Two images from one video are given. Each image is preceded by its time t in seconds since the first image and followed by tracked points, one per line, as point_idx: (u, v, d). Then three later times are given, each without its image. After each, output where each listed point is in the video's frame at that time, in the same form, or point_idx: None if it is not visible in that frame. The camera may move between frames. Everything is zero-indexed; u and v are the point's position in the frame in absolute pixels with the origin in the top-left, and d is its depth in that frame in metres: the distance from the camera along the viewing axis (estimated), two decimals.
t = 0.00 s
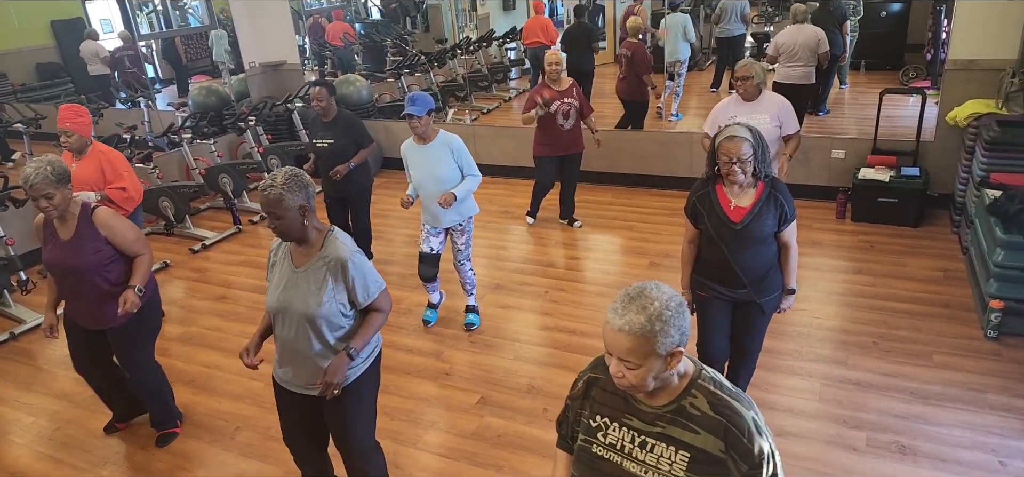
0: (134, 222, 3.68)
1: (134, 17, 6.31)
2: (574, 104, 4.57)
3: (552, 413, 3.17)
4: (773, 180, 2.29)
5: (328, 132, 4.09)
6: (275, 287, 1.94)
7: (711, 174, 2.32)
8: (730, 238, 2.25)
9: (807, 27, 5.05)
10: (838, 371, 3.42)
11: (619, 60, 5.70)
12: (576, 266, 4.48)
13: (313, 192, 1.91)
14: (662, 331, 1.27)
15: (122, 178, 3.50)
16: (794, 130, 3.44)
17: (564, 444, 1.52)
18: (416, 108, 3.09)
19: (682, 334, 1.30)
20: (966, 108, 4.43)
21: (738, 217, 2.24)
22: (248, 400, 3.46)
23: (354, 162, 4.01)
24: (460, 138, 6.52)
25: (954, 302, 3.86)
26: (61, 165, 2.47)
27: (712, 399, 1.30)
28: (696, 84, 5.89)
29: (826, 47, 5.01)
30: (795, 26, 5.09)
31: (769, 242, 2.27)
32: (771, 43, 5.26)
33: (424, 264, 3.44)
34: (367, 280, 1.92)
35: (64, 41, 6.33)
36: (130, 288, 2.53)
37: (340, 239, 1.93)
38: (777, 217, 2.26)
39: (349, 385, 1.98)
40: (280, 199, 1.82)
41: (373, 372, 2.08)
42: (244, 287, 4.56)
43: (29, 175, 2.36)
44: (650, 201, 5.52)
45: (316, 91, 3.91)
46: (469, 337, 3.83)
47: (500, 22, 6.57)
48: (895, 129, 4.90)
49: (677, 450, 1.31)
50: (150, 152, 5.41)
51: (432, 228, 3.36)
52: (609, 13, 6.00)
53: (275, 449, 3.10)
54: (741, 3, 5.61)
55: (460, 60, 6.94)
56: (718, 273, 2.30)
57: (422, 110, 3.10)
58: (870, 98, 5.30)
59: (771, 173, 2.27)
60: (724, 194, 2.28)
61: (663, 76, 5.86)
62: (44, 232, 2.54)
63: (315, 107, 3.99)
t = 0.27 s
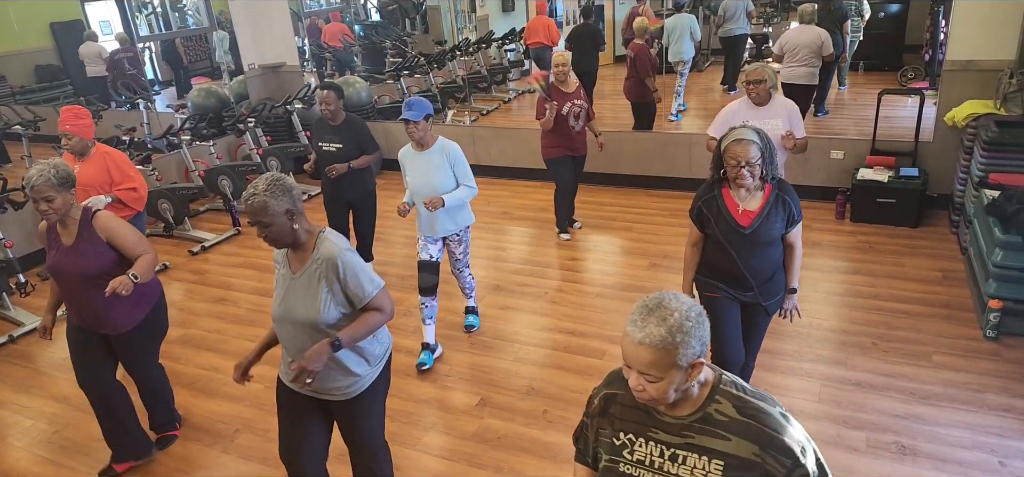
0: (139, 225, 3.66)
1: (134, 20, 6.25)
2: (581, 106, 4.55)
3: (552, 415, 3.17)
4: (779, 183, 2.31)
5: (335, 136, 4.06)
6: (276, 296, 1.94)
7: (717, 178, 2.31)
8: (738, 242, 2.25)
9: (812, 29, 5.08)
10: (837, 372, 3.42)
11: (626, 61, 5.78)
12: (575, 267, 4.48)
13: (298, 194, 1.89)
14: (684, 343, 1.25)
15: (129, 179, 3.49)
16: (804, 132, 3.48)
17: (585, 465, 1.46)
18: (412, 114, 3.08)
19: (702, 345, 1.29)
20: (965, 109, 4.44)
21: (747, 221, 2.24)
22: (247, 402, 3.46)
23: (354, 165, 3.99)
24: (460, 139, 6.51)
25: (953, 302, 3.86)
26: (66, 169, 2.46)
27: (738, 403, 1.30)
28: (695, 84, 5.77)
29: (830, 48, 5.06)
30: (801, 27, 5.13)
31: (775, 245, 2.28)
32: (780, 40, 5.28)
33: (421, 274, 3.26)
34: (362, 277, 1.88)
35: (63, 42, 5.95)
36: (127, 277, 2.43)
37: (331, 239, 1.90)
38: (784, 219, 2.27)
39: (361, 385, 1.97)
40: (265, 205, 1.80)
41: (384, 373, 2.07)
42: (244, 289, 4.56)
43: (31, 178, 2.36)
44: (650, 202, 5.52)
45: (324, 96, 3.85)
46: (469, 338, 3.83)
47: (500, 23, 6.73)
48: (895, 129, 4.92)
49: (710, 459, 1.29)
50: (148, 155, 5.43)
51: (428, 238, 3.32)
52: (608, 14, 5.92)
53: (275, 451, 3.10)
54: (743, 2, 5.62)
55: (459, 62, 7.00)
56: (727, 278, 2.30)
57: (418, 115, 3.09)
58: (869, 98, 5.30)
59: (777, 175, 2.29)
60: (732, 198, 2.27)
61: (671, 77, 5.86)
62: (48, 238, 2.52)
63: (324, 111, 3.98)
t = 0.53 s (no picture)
0: (133, 232, 3.64)
1: (134, 19, 6.24)
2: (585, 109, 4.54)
3: (551, 415, 3.17)
4: (786, 192, 2.30)
5: (336, 145, 4.03)
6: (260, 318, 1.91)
7: (722, 187, 2.30)
8: (744, 252, 2.25)
9: (815, 27, 5.02)
10: (836, 373, 3.43)
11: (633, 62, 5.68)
12: (575, 268, 4.49)
13: (265, 215, 1.81)
14: (683, 360, 1.24)
15: (128, 185, 3.48)
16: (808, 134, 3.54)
17: None
18: (408, 118, 3.09)
19: (703, 360, 1.28)
20: (964, 110, 4.44)
21: (754, 231, 2.24)
22: (246, 402, 3.46)
23: (356, 174, 4.00)
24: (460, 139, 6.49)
25: (952, 303, 3.87)
26: (66, 176, 2.41)
27: (742, 421, 1.30)
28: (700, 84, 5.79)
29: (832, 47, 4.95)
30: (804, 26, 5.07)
31: (781, 255, 2.28)
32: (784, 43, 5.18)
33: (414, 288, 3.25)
34: (331, 302, 1.79)
35: (63, 45, 6.23)
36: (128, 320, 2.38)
37: (301, 261, 1.81)
38: (790, 230, 2.27)
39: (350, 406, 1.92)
40: (226, 232, 1.74)
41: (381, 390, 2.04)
42: (243, 289, 4.56)
43: (29, 185, 2.33)
44: (649, 203, 5.52)
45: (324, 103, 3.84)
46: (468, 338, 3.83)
47: (500, 24, 7.00)
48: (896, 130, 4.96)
49: None
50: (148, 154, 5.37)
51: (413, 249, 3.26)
52: (609, 14, 6.01)
53: (274, 452, 3.10)
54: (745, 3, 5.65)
55: (459, 62, 7.09)
56: (732, 289, 2.28)
57: (414, 120, 3.09)
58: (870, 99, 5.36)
59: (783, 185, 2.29)
60: (738, 207, 2.27)
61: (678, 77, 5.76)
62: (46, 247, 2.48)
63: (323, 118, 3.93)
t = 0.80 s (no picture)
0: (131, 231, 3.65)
1: (132, 21, 6.21)
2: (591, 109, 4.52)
3: (551, 416, 3.16)
4: (788, 196, 2.29)
5: (342, 144, 4.00)
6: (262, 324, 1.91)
7: (723, 193, 2.31)
8: (746, 257, 2.25)
9: (816, 28, 5.00)
10: (836, 374, 3.43)
11: (637, 65, 5.72)
12: (574, 269, 4.49)
13: (260, 222, 1.80)
14: (670, 367, 1.24)
15: (127, 185, 3.50)
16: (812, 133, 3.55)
17: None
18: (407, 119, 3.08)
19: (693, 370, 1.27)
20: (962, 111, 4.45)
21: (755, 235, 2.24)
22: (245, 403, 3.45)
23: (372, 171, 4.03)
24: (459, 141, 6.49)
25: (950, 305, 3.87)
26: (65, 176, 2.39)
27: (735, 436, 1.28)
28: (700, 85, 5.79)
29: (833, 47, 4.96)
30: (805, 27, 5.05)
31: (784, 259, 2.27)
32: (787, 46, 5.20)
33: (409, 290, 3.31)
34: (330, 308, 1.77)
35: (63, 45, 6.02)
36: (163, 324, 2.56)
37: (297, 266, 1.80)
38: (793, 235, 2.26)
39: (356, 407, 1.92)
40: (221, 239, 1.75)
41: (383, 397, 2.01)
42: (242, 290, 4.55)
43: (30, 184, 2.31)
44: (648, 204, 5.52)
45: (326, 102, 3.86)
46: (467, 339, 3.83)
47: (499, 26, 6.83)
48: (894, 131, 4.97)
49: None
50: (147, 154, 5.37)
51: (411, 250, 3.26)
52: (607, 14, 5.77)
53: (273, 453, 3.09)
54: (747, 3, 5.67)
55: (459, 63, 7.09)
56: (735, 294, 2.29)
57: (413, 120, 3.09)
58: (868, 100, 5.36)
59: (785, 189, 2.27)
60: (739, 212, 2.27)
61: (679, 77, 5.82)
62: (49, 247, 2.48)
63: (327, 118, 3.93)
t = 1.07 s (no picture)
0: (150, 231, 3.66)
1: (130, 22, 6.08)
2: (597, 109, 4.55)
3: (551, 416, 3.16)
4: (799, 194, 2.28)
5: (353, 144, 4.03)
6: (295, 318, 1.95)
7: (734, 191, 2.33)
8: (754, 255, 2.27)
9: (827, 28, 5.13)
10: (836, 374, 3.43)
11: (642, 66, 5.68)
12: (573, 269, 4.49)
13: (304, 221, 1.84)
14: (701, 365, 1.25)
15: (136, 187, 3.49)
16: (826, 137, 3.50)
17: None
18: (414, 120, 3.10)
19: (726, 370, 1.28)
20: (963, 111, 4.46)
21: (763, 234, 2.25)
22: (245, 404, 3.45)
23: (385, 171, 4.06)
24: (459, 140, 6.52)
25: (950, 304, 3.87)
26: (83, 175, 2.41)
27: (768, 441, 1.28)
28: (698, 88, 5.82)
29: (843, 47, 5.09)
30: (815, 26, 5.16)
31: (794, 258, 2.28)
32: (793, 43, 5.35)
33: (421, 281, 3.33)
34: (357, 317, 1.77)
35: (60, 43, 5.67)
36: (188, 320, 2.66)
37: (334, 269, 1.82)
38: (803, 233, 2.25)
39: (376, 413, 1.92)
40: (262, 233, 1.80)
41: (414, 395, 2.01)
42: (241, 291, 4.54)
43: (49, 184, 2.34)
44: (647, 204, 5.52)
45: (340, 102, 3.87)
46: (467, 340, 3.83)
47: (498, 26, 6.77)
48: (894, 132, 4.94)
49: None
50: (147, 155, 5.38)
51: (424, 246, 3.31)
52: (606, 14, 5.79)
53: (273, 453, 3.09)
54: (752, 6, 5.77)
55: (458, 64, 6.99)
56: (743, 293, 2.31)
57: (422, 120, 3.09)
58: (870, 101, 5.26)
59: (794, 187, 2.27)
60: (749, 210, 2.29)
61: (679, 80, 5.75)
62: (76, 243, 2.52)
63: (340, 118, 3.94)
